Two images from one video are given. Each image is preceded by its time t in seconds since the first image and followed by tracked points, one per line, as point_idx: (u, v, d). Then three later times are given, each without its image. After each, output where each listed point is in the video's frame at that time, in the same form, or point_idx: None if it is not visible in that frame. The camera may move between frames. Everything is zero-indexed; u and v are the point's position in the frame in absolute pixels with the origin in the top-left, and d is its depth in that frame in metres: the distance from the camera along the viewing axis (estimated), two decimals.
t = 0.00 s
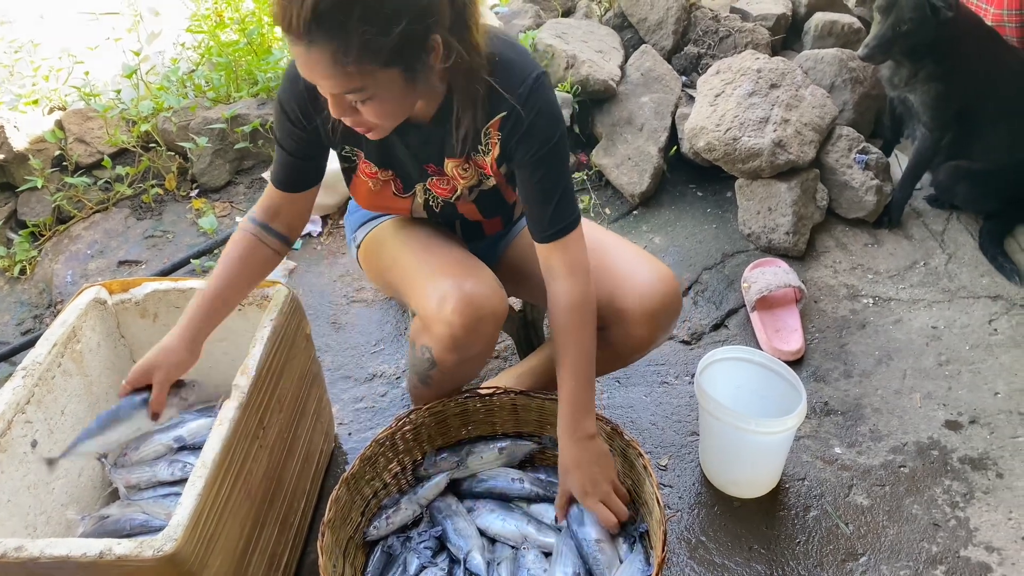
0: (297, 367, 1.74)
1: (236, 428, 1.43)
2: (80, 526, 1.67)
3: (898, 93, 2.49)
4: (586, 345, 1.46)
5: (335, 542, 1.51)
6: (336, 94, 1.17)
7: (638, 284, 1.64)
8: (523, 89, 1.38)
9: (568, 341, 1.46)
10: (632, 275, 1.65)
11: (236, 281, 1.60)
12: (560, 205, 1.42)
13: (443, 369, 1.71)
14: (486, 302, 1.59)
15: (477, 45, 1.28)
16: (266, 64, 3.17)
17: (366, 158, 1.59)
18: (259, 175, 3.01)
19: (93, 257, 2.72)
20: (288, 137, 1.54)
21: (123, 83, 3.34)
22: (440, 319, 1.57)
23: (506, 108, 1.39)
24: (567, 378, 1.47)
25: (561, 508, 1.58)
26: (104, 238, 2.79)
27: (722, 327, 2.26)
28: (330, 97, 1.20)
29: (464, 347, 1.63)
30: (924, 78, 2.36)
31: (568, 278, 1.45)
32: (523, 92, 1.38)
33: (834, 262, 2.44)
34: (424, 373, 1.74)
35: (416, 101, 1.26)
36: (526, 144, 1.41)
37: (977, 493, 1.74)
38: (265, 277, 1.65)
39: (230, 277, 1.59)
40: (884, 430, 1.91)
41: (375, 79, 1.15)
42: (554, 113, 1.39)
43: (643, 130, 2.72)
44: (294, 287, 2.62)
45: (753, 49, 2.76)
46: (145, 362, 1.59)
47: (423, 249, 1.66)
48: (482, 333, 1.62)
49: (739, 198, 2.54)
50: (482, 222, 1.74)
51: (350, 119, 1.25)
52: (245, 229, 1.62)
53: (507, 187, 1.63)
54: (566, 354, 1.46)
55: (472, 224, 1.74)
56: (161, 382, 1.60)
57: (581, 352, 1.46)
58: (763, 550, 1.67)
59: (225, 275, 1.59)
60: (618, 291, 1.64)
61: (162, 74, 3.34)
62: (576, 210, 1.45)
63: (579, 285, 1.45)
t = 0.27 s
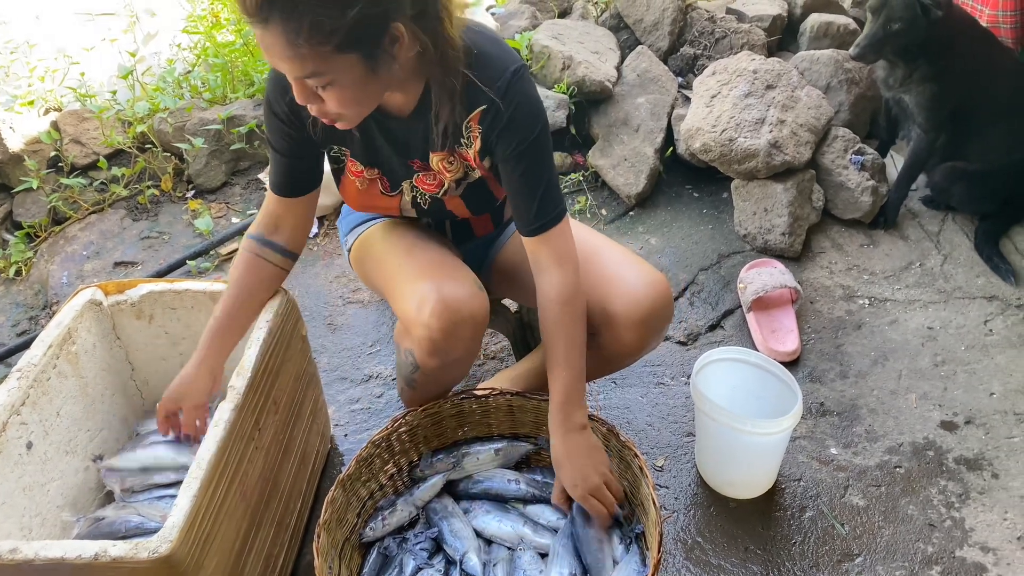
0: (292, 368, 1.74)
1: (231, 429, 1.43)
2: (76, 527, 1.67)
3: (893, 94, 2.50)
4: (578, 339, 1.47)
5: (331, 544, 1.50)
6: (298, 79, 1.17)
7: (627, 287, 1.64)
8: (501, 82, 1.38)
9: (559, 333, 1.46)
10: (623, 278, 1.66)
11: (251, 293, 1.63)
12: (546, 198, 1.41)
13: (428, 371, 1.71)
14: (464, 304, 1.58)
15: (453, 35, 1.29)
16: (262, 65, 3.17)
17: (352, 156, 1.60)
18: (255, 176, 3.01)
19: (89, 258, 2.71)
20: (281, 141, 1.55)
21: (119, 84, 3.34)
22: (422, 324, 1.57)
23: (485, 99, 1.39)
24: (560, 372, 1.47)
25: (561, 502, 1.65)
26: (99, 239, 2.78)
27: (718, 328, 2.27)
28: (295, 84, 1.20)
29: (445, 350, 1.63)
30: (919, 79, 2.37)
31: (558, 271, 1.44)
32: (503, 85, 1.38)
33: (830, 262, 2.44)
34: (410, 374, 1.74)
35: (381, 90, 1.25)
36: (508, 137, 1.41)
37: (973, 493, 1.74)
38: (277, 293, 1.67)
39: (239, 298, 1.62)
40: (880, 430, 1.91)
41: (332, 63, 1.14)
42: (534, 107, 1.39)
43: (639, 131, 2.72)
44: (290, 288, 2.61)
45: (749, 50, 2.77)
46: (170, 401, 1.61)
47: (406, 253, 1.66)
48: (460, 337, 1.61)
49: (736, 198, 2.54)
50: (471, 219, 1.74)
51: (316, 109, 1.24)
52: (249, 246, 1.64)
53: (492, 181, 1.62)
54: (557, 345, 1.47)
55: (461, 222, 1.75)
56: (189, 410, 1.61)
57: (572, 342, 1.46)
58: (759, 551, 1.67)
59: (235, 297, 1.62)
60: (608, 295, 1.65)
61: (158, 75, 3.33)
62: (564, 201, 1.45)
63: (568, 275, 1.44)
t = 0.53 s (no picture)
0: (290, 370, 1.73)
1: (229, 431, 1.43)
2: (73, 530, 1.66)
3: (892, 95, 2.50)
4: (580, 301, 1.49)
5: (330, 546, 1.50)
6: (297, 81, 1.16)
7: (633, 286, 1.64)
8: (496, 71, 1.41)
9: (561, 292, 1.49)
10: (626, 277, 1.66)
11: (288, 258, 1.64)
12: (545, 180, 1.47)
13: (428, 371, 1.70)
14: (467, 305, 1.58)
15: (438, 30, 1.30)
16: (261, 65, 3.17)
17: (346, 156, 1.59)
18: (254, 177, 3.01)
19: (87, 260, 2.71)
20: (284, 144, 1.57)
21: (117, 85, 3.34)
22: (427, 325, 1.57)
23: (481, 89, 1.42)
24: (562, 323, 1.47)
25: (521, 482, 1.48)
26: (97, 241, 2.78)
27: (717, 329, 2.26)
28: (293, 87, 1.18)
29: (448, 350, 1.63)
30: (917, 79, 2.37)
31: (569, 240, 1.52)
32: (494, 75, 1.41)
33: (829, 264, 2.44)
34: (412, 375, 1.74)
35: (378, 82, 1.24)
36: (507, 126, 1.45)
37: (972, 495, 1.74)
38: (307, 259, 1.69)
39: (280, 258, 1.63)
40: (879, 432, 1.91)
41: (331, 58, 1.13)
42: (532, 97, 1.44)
43: (638, 132, 2.71)
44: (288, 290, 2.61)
45: (747, 51, 2.76)
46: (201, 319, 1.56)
47: (407, 252, 1.65)
48: (464, 337, 1.61)
49: (734, 200, 2.54)
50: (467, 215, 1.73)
51: (319, 109, 1.23)
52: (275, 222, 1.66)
53: (487, 175, 1.62)
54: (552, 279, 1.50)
55: (459, 220, 1.74)
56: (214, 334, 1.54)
57: (566, 284, 1.49)
58: (757, 553, 1.66)
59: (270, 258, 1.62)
60: (612, 294, 1.64)
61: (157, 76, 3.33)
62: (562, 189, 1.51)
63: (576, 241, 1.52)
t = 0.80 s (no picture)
0: (291, 373, 1.73)
1: (230, 433, 1.43)
2: (73, 532, 1.66)
3: (893, 97, 2.50)
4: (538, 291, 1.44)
5: (330, 548, 1.50)
6: (336, 55, 1.12)
7: (632, 284, 1.64)
8: (502, 60, 1.40)
9: (524, 279, 1.45)
10: (625, 276, 1.65)
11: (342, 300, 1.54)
12: (536, 172, 1.43)
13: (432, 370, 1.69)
14: (471, 304, 1.58)
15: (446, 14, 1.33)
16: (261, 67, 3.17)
17: (357, 153, 1.56)
18: (254, 178, 3.01)
19: (87, 261, 2.71)
20: (292, 141, 1.49)
21: (118, 86, 3.34)
22: (430, 324, 1.56)
23: (487, 77, 1.41)
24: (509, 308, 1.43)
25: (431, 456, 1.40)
26: (98, 242, 2.78)
27: (718, 331, 2.26)
28: (330, 66, 1.14)
29: (452, 349, 1.62)
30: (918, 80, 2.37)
31: (551, 233, 1.46)
32: (496, 64, 1.40)
33: (829, 265, 2.44)
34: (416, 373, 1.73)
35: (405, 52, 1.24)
36: (508, 115, 1.43)
37: (973, 497, 1.74)
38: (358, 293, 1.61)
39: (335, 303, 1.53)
40: (880, 434, 1.91)
41: (369, 23, 1.11)
42: (535, 87, 1.42)
43: (638, 134, 2.71)
44: (288, 291, 2.61)
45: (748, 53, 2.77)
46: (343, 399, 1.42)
47: (410, 253, 1.65)
48: (467, 335, 1.61)
49: (735, 201, 2.54)
50: (472, 209, 1.73)
51: (354, 88, 1.20)
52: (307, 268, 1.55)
53: (495, 166, 1.62)
54: (517, 284, 1.46)
55: (463, 214, 1.74)
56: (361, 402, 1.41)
57: (530, 291, 1.44)
58: (758, 555, 1.66)
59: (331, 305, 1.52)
60: (612, 292, 1.64)
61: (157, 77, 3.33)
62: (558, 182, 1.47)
63: (557, 245, 1.46)
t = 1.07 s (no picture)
0: (293, 374, 1.73)
1: (233, 434, 1.42)
2: (75, 532, 1.66)
3: (896, 98, 2.51)
4: (546, 298, 1.44)
5: (332, 550, 1.50)
6: (353, 51, 1.12)
7: (634, 288, 1.63)
8: (514, 64, 1.40)
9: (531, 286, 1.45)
10: (627, 278, 1.65)
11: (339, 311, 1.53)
12: (549, 176, 1.44)
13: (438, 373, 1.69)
14: (475, 307, 1.57)
15: (461, 21, 1.34)
16: (263, 67, 3.17)
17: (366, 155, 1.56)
18: (256, 179, 3.02)
19: (89, 261, 2.71)
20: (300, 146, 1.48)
21: (120, 86, 3.34)
22: (434, 327, 1.56)
23: (499, 82, 1.41)
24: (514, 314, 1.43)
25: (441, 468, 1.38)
26: (100, 242, 2.78)
27: (720, 332, 2.26)
28: (344, 61, 1.14)
29: (457, 353, 1.62)
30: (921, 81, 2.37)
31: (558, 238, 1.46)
32: (510, 69, 1.40)
33: (831, 266, 2.44)
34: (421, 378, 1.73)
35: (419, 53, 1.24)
36: (520, 119, 1.43)
37: (975, 499, 1.74)
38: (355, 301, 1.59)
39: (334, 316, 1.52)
40: (882, 435, 1.91)
41: (386, 21, 1.11)
42: (547, 91, 1.42)
43: (640, 135, 2.71)
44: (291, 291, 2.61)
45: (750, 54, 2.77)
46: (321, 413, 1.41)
47: (416, 257, 1.65)
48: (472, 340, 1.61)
49: (737, 202, 2.54)
50: (478, 212, 1.73)
51: (367, 86, 1.20)
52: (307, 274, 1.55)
53: (503, 170, 1.62)
54: (521, 293, 1.45)
55: (468, 218, 1.73)
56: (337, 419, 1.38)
57: (533, 300, 1.43)
58: (760, 557, 1.66)
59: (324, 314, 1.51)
60: (615, 295, 1.64)
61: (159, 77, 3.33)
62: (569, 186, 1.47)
63: (561, 250, 1.45)
